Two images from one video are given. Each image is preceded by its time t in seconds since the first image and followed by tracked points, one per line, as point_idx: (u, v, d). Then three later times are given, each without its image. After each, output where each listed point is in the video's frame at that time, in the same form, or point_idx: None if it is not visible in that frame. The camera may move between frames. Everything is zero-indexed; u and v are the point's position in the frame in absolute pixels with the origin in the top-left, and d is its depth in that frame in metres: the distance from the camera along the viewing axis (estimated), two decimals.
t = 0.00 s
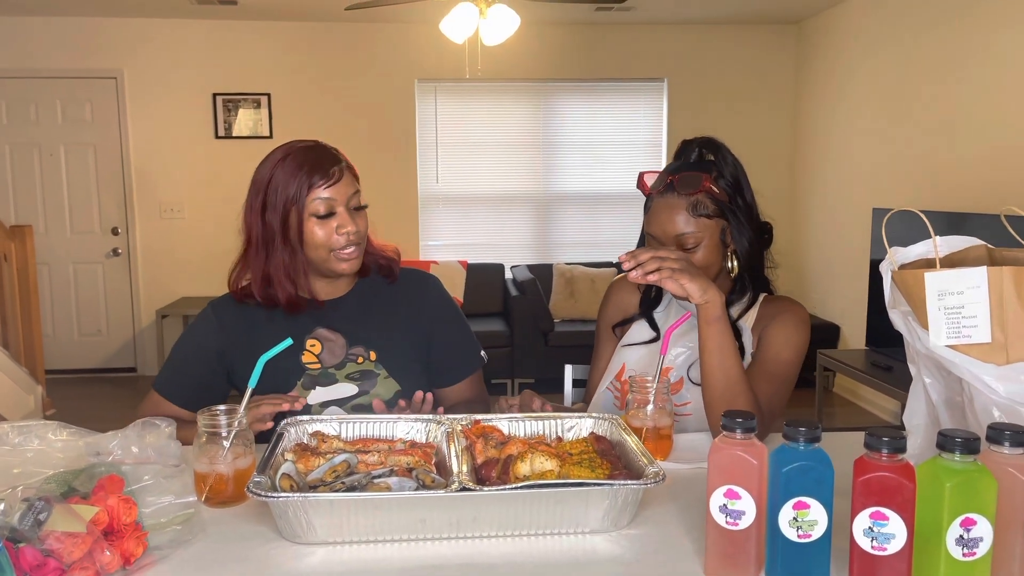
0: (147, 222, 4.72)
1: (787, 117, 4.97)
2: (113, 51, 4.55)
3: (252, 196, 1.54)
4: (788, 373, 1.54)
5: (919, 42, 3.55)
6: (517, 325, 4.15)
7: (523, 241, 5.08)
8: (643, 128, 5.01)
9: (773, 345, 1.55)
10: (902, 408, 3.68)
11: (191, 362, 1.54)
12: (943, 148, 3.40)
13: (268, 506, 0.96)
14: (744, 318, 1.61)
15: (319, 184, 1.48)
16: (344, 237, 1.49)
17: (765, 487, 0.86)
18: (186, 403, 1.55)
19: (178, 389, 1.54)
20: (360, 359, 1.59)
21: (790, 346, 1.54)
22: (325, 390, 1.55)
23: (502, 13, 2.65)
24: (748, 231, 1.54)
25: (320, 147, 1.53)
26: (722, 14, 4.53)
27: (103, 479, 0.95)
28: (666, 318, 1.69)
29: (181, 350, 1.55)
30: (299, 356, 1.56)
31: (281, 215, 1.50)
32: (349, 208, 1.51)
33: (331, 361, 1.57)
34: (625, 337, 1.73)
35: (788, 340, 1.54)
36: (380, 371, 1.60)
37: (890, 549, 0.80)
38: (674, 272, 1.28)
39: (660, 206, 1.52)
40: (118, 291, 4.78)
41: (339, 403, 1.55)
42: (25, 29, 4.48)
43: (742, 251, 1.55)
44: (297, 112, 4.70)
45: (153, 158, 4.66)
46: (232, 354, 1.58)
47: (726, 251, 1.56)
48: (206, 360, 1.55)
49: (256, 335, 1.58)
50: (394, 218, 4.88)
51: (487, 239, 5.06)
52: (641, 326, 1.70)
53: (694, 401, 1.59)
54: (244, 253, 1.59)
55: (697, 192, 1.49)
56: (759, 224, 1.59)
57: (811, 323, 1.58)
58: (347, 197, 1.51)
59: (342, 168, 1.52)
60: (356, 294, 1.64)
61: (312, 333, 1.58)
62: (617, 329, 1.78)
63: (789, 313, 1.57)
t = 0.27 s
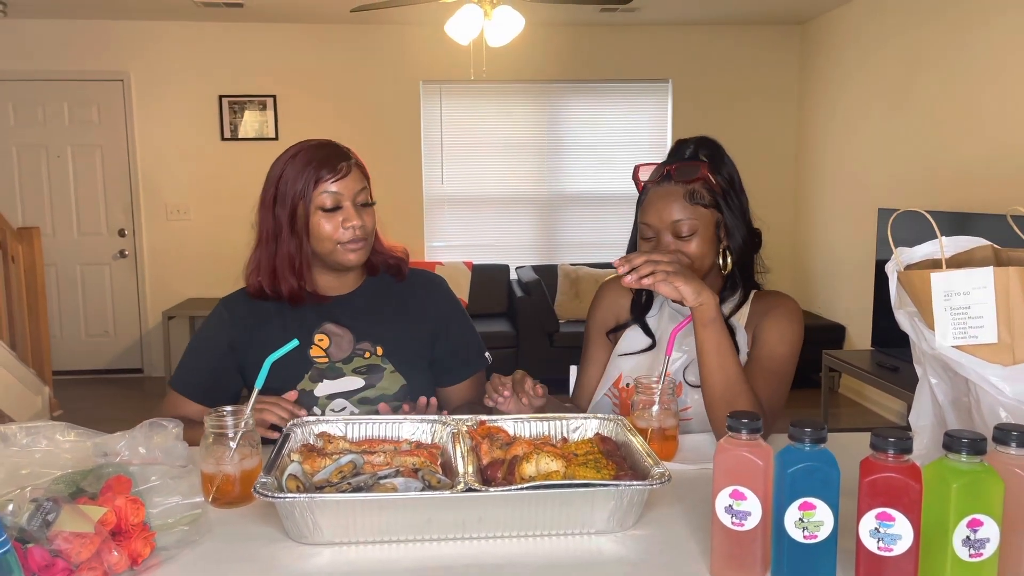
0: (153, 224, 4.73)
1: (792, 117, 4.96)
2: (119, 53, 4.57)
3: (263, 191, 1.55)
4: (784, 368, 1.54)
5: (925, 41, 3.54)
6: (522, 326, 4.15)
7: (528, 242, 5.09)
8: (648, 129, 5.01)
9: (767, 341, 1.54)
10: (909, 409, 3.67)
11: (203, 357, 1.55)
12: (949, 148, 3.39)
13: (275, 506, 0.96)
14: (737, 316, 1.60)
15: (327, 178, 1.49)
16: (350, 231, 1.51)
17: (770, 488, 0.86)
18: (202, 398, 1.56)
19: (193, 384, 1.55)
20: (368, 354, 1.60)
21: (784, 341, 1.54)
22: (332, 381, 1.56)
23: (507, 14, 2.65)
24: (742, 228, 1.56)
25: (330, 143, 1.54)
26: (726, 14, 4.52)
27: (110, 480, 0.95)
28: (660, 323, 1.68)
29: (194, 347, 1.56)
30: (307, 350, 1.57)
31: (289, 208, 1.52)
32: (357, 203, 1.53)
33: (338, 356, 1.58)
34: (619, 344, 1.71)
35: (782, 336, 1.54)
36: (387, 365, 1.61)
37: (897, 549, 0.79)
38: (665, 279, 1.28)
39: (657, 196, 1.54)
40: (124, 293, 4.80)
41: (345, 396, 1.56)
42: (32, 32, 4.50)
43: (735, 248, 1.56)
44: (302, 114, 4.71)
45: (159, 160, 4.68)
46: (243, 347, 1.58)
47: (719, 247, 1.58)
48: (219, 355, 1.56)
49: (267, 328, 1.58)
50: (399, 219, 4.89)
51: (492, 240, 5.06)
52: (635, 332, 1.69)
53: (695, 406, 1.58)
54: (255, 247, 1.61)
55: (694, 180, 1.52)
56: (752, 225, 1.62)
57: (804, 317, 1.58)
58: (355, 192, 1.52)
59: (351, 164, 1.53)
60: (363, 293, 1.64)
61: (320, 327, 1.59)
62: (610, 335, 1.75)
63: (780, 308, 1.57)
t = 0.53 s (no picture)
0: (158, 224, 4.75)
1: (796, 116, 4.95)
2: (124, 54, 4.58)
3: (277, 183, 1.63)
4: (781, 365, 1.53)
5: (930, 40, 3.53)
6: (526, 326, 4.15)
7: (532, 242, 5.09)
8: (652, 128, 5.00)
9: (762, 338, 1.54)
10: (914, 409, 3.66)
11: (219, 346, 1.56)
12: (953, 147, 3.38)
13: (281, 506, 0.96)
14: (732, 314, 1.59)
15: (332, 162, 1.56)
16: (351, 213, 1.55)
17: (776, 489, 0.86)
18: (222, 387, 1.57)
19: (212, 373, 1.56)
20: (375, 345, 1.60)
21: (779, 338, 1.53)
22: (339, 370, 1.57)
23: (510, 14, 2.65)
24: (743, 226, 1.58)
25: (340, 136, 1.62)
26: (730, 14, 4.52)
27: (116, 480, 0.96)
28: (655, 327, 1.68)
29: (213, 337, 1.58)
30: (316, 338, 1.58)
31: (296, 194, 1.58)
32: (360, 187, 1.57)
33: (346, 345, 1.59)
34: (615, 351, 1.70)
35: (776, 331, 1.53)
36: (394, 356, 1.61)
37: (903, 550, 0.79)
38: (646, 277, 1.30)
39: (661, 184, 1.55)
40: (129, 293, 4.81)
41: (350, 384, 1.57)
42: (38, 33, 4.51)
43: (735, 245, 1.58)
44: (306, 114, 4.71)
45: (164, 161, 4.69)
46: (256, 333, 1.59)
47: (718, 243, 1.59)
48: (235, 343, 1.57)
49: (281, 313, 1.60)
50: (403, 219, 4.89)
51: (496, 240, 5.06)
52: (630, 338, 1.68)
53: (699, 408, 1.58)
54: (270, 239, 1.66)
55: (700, 169, 1.53)
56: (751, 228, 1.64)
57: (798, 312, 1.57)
58: (359, 176, 1.57)
59: (358, 151, 1.59)
60: (371, 288, 1.65)
61: (329, 318, 1.60)
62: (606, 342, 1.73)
63: (774, 304, 1.56)
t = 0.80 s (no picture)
0: (161, 224, 4.75)
1: (800, 115, 4.94)
2: (127, 54, 4.59)
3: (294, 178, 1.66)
4: (787, 365, 1.53)
5: (933, 38, 3.52)
6: (528, 326, 4.15)
7: (535, 241, 5.08)
8: (655, 127, 5.00)
9: (766, 336, 1.54)
10: (918, 408, 3.65)
11: (235, 338, 1.57)
12: (957, 145, 3.37)
13: (284, 506, 0.96)
14: (737, 313, 1.60)
15: (340, 157, 1.57)
16: (355, 206, 1.55)
17: (780, 488, 0.85)
18: (241, 379, 1.57)
19: (229, 366, 1.57)
20: (386, 333, 1.60)
21: (784, 337, 1.53)
22: (349, 355, 1.57)
23: (513, 13, 2.65)
24: (745, 227, 1.57)
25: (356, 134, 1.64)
26: (733, 12, 4.51)
27: (120, 479, 0.96)
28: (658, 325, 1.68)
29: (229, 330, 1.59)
30: (327, 324, 1.59)
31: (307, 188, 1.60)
32: (367, 182, 1.58)
33: (358, 332, 1.59)
34: (618, 349, 1.70)
35: (779, 329, 1.53)
36: (404, 343, 1.61)
37: (907, 549, 0.79)
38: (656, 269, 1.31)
39: (663, 183, 1.55)
40: (133, 293, 4.82)
41: (360, 367, 1.57)
42: (41, 33, 4.52)
43: (736, 246, 1.57)
44: (309, 114, 4.72)
45: (167, 161, 4.70)
46: (268, 323, 1.59)
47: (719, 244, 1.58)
48: (251, 335, 1.58)
49: (293, 303, 1.60)
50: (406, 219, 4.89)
51: (499, 239, 5.06)
52: (633, 337, 1.68)
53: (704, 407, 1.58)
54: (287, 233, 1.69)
55: (701, 168, 1.53)
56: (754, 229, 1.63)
57: (803, 312, 1.58)
58: (366, 171, 1.58)
59: (367, 147, 1.60)
60: (381, 282, 1.66)
61: (341, 306, 1.61)
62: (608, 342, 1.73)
63: (781, 304, 1.57)
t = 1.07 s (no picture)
0: (162, 223, 4.76)
1: (801, 114, 4.94)
2: (128, 53, 4.59)
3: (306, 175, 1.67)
4: (792, 365, 1.53)
5: (934, 37, 3.51)
6: (529, 325, 4.15)
7: (536, 240, 5.08)
8: (656, 126, 5.00)
9: (774, 335, 1.54)
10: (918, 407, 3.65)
11: (240, 336, 1.57)
12: (958, 145, 3.36)
13: (284, 505, 0.96)
14: (744, 312, 1.60)
15: (346, 157, 1.57)
16: (357, 207, 1.55)
17: (780, 487, 0.85)
18: (248, 376, 1.57)
19: (235, 364, 1.56)
20: (387, 329, 1.61)
21: (792, 337, 1.53)
22: (350, 350, 1.57)
23: (514, 11, 2.65)
24: (750, 227, 1.56)
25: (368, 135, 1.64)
26: (734, 11, 4.50)
27: (121, 478, 0.96)
28: (665, 319, 1.67)
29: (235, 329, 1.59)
30: (330, 321, 1.59)
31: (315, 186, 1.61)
32: (372, 183, 1.58)
33: (359, 328, 1.59)
34: (624, 341, 1.70)
35: (787, 327, 1.53)
36: (406, 339, 1.61)
37: (908, 548, 0.79)
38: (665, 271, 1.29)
39: (667, 180, 1.55)
40: (134, 292, 4.82)
41: (362, 363, 1.57)
42: (42, 32, 4.52)
43: (740, 247, 1.56)
44: (310, 113, 4.72)
45: (168, 160, 4.70)
46: (273, 320, 1.59)
47: (723, 243, 1.57)
48: (257, 332, 1.58)
49: (298, 300, 1.60)
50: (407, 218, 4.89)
51: (500, 238, 5.06)
52: (639, 331, 1.68)
53: (707, 406, 1.58)
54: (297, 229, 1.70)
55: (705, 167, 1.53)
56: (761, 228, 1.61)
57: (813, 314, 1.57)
58: (371, 172, 1.57)
59: (375, 148, 1.60)
60: (385, 279, 1.66)
61: (343, 303, 1.61)
62: (613, 331, 1.74)
63: (791, 304, 1.57)
